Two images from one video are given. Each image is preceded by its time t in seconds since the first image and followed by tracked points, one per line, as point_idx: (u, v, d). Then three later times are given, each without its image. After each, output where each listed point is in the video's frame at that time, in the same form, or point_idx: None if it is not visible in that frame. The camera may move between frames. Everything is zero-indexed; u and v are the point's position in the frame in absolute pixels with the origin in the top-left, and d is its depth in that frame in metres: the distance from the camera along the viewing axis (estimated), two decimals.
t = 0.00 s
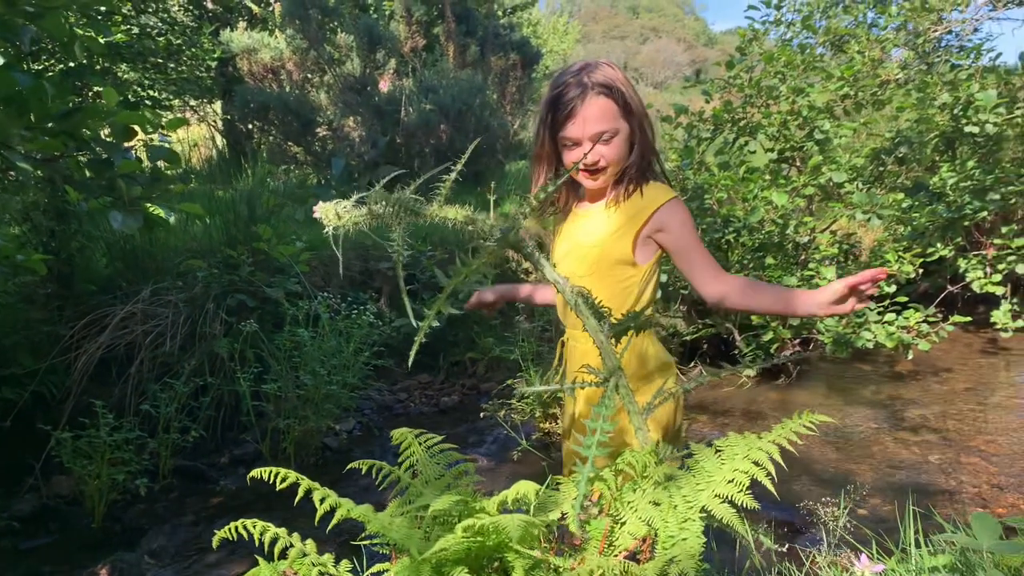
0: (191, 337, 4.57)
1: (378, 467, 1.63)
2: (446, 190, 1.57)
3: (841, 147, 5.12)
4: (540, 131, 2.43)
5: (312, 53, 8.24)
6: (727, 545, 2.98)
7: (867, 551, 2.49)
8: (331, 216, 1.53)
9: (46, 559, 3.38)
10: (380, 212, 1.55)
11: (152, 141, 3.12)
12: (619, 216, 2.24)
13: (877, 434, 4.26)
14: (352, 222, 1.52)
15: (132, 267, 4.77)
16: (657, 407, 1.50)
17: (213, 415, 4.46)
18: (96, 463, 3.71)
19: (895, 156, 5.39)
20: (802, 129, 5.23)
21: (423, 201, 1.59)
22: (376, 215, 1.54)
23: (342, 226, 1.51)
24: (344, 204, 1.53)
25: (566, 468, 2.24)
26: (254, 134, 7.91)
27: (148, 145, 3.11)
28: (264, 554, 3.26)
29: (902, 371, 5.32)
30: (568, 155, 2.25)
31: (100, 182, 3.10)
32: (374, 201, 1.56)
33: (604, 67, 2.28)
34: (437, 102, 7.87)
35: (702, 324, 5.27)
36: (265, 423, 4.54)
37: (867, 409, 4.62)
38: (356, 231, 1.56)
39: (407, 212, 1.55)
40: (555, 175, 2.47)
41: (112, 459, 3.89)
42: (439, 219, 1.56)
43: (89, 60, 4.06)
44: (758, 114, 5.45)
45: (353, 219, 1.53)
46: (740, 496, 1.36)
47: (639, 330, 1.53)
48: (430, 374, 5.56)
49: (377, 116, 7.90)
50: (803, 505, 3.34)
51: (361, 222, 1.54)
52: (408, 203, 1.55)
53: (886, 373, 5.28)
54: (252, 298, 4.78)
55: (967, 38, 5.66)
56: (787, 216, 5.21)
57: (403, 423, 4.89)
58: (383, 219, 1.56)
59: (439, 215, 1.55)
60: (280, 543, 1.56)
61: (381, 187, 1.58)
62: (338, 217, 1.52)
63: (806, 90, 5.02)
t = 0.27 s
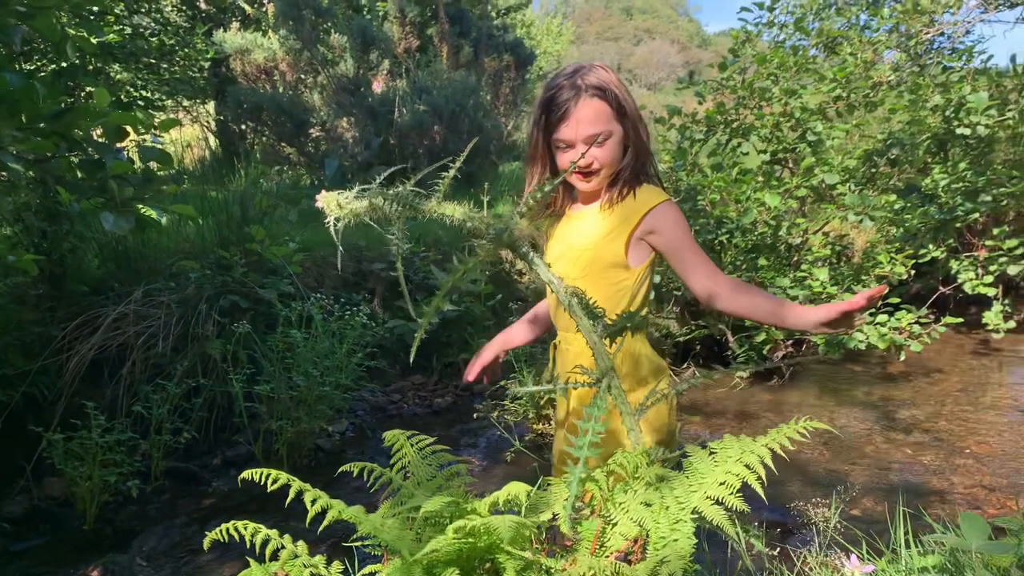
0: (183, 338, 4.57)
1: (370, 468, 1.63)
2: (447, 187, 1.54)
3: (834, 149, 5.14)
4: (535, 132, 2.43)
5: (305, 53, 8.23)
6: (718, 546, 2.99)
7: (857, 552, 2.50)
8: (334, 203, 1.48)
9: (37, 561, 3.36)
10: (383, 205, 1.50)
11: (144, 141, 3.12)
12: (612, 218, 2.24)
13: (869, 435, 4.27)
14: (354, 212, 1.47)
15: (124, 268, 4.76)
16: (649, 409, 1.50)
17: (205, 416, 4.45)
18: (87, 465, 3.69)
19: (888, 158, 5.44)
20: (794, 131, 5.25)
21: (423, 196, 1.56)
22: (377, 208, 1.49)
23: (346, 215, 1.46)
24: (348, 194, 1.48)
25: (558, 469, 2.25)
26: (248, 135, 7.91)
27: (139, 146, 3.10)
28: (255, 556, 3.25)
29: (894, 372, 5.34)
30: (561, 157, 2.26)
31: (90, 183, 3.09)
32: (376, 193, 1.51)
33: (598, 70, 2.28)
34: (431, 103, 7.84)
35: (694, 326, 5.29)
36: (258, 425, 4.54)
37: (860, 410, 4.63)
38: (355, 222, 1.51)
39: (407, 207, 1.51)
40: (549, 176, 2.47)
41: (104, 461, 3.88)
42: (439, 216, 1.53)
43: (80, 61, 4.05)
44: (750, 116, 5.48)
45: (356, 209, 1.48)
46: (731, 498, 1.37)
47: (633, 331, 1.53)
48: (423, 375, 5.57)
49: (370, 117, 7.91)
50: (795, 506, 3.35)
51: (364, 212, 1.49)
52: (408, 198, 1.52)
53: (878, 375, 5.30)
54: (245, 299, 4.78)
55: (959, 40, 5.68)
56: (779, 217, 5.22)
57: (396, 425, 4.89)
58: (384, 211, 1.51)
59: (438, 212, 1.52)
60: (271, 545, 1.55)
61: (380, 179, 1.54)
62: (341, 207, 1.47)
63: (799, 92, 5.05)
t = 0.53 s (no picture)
0: (176, 339, 4.56)
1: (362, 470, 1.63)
2: (449, 180, 1.51)
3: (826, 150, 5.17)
4: (528, 136, 2.43)
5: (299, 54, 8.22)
6: (710, 547, 3.00)
7: (848, 552, 2.51)
8: (340, 189, 1.42)
9: (28, 562, 3.36)
10: (387, 194, 1.46)
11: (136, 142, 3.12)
12: (606, 222, 2.24)
13: (861, 436, 4.28)
14: (359, 199, 1.41)
15: (117, 269, 4.77)
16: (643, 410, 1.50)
17: (198, 418, 4.44)
18: (79, 466, 3.69)
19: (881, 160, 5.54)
20: (788, 132, 5.28)
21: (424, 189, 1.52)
22: (381, 198, 1.44)
23: (351, 202, 1.40)
24: (353, 180, 1.43)
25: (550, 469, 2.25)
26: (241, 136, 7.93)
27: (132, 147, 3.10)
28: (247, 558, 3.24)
29: (887, 373, 5.36)
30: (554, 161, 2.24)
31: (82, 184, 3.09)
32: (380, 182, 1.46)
33: (590, 74, 2.28)
34: (425, 104, 7.77)
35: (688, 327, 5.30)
36: (251, 426, 4.54)
37: (853, 411, 4.65)
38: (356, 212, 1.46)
39: (410, 200, 1.47)
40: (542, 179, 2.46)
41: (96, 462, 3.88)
42: (440, 209, 1.50)
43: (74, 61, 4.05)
44: (744, 118, 5.51)
45: (361, 197, 1.43)
46: (723, 499, 1.37)
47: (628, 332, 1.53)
48: (417, 376, 5.58)
49: (363, 118, 7.93)
50: (786, 507, 3.36)
51: (368, 200, 1.43)
52: (411, 190, 1.48)
53: (871, 376, 5.32)
54: (238, 300, 4.78)
55: (952, 42, 5.69)
56: (772, 219, 5.24)
57: (389, 426, 4.88)
58: (387, 201, 1.47)
59: (441, 206, 1.49)
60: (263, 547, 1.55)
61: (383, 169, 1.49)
62: (346, 193, 1.41)
63: (793, 94, 5.14)
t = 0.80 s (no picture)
0: (169, 340, 4.56)
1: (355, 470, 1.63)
2: (455, 175, 1.50)
3: (820, 152, 5.18)
4: (522, 138, 2.43)
5: (293, 54, 8.22)
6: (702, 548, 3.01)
7: (841, 553, 2.50)
8: (352, 171, 1.41)
9: (21, 563, 3.35)
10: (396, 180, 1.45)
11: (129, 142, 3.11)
12: (601, 225, 2.24)
13: (855, 437, 4.29)
14: (370, 182, 1.40)
15: (110, 269, 4.76)
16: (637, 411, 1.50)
17: (191, 418, 4.44)
18: (72, 467, 3.68)
19: (874, 162, 5.57)
20: (781, 134, 5.29)
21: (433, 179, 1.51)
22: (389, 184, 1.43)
23: (358, 188, 1.39)
24: (365, 163, 1.41)
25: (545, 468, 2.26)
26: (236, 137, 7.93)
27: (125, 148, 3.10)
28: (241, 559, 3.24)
29: (880, 374, 5.37)
30: (547, 167, 2.22)
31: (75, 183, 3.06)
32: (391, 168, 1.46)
33: (583, 79, 2.28)
34: (419, 104, 7.74)
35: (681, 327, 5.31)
36: (244, 426, 4.53)
37: (846, 411, 4.67)
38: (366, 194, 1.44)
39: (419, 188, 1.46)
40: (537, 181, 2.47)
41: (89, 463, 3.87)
42: (444, 203, 1.48)
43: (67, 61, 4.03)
44: (738, 119, 5.52)
45: (371, 180, 1.41)
46: (716, 500, 1.37)
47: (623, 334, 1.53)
48: (411, 377, 5.58)
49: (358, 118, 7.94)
50: (778, 507, 3.37)
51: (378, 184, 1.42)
52: (421, 179, 1.47)
53: (864, 377, 5.34)
54: (231, 301, 4.78)
55: (945, 44, 5.71)
56: (766, 220, 5.25)
57: (384, 426, 4.88)
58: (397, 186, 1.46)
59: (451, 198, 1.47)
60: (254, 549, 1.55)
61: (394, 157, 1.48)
62: (357, 175, 1.40)
63: (786, 96, 5.14)
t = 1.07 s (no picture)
0: (164, 341, 4.56)
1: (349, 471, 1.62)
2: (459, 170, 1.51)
3: (814, 153, 5.20)
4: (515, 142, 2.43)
5: (288, 55, 8.22)
6: (696, 549, 3.01)
7: (835, 554, 2.51)
8: (369, 153, 1.38)
9: (14, 564, 3.34)
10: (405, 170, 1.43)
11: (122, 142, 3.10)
12: (595, 226, 2.24)
13: (848, 438, 4.30)
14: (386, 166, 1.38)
15: (104, 270, 4.76)
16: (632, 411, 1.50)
17: (185, 419, 4.43)
18: (66, 468, 3.67)
19: (868, 163, 5.59)
20: (776, 135, 5.29)
21: (435, 175, 1.51)
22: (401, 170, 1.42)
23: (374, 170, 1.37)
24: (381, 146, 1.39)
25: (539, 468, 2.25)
26: (231, 138, 7.93)
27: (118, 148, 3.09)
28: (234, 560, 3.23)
29: (874, 375, 5.39)
30: (540, 170, 2.22)
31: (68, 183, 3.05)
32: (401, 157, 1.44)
33: (576, 83, 2.29)
34: (414, 105, 7.73)
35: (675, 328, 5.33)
36: (239, 428, 4.53)
37: (840, 412, 4.68)
38: (376, 179, 1.41)
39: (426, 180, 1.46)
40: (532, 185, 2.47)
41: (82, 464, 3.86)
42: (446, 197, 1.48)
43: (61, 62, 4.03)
44: (732, 120, 5.54)
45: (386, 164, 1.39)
46: (710, 500, 1.37)
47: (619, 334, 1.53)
48: (405, 378, 5.58)
49: (353, 119, 7.94)
50: (771, 508, 3.37)
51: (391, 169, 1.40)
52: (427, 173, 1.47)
53: (858, 377, 5.35)
54: (226, 302, 4.78)
55: (938, 46, 5.73)
56: (761, 221, 5.26)
57: (378, 427, 4.88)
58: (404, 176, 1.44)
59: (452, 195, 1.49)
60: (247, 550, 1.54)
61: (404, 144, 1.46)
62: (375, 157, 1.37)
63: (781, 97, 5.13)
